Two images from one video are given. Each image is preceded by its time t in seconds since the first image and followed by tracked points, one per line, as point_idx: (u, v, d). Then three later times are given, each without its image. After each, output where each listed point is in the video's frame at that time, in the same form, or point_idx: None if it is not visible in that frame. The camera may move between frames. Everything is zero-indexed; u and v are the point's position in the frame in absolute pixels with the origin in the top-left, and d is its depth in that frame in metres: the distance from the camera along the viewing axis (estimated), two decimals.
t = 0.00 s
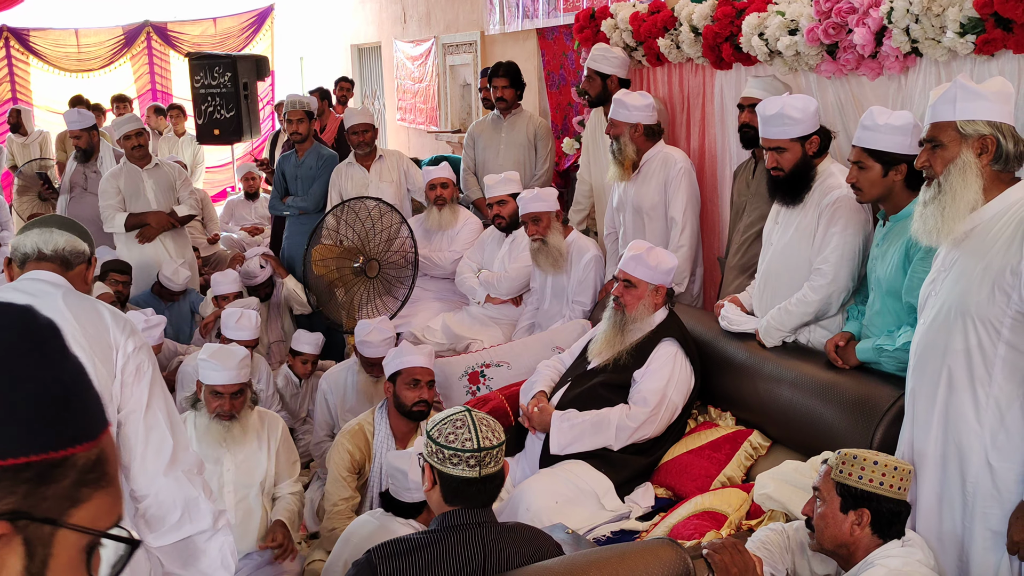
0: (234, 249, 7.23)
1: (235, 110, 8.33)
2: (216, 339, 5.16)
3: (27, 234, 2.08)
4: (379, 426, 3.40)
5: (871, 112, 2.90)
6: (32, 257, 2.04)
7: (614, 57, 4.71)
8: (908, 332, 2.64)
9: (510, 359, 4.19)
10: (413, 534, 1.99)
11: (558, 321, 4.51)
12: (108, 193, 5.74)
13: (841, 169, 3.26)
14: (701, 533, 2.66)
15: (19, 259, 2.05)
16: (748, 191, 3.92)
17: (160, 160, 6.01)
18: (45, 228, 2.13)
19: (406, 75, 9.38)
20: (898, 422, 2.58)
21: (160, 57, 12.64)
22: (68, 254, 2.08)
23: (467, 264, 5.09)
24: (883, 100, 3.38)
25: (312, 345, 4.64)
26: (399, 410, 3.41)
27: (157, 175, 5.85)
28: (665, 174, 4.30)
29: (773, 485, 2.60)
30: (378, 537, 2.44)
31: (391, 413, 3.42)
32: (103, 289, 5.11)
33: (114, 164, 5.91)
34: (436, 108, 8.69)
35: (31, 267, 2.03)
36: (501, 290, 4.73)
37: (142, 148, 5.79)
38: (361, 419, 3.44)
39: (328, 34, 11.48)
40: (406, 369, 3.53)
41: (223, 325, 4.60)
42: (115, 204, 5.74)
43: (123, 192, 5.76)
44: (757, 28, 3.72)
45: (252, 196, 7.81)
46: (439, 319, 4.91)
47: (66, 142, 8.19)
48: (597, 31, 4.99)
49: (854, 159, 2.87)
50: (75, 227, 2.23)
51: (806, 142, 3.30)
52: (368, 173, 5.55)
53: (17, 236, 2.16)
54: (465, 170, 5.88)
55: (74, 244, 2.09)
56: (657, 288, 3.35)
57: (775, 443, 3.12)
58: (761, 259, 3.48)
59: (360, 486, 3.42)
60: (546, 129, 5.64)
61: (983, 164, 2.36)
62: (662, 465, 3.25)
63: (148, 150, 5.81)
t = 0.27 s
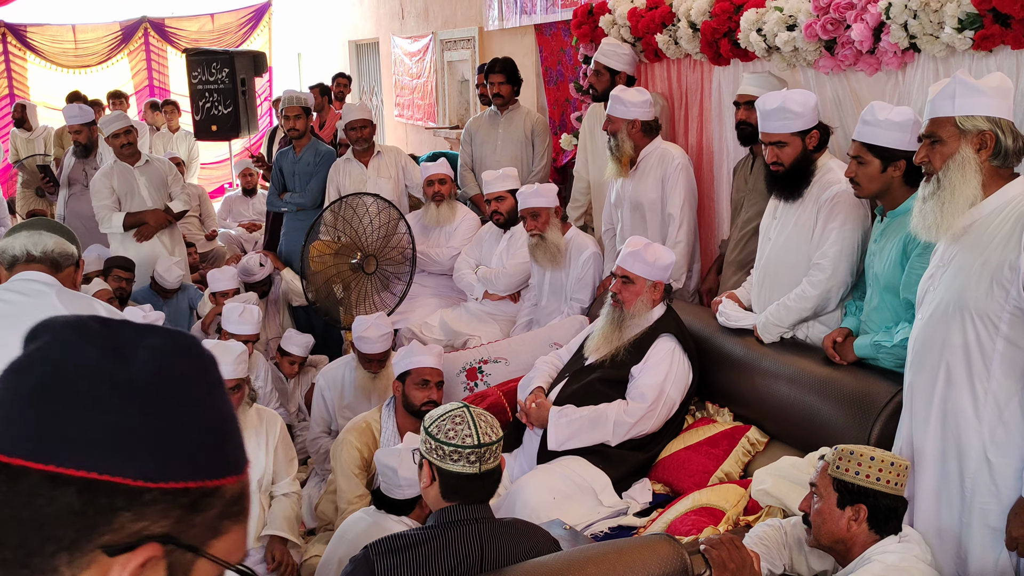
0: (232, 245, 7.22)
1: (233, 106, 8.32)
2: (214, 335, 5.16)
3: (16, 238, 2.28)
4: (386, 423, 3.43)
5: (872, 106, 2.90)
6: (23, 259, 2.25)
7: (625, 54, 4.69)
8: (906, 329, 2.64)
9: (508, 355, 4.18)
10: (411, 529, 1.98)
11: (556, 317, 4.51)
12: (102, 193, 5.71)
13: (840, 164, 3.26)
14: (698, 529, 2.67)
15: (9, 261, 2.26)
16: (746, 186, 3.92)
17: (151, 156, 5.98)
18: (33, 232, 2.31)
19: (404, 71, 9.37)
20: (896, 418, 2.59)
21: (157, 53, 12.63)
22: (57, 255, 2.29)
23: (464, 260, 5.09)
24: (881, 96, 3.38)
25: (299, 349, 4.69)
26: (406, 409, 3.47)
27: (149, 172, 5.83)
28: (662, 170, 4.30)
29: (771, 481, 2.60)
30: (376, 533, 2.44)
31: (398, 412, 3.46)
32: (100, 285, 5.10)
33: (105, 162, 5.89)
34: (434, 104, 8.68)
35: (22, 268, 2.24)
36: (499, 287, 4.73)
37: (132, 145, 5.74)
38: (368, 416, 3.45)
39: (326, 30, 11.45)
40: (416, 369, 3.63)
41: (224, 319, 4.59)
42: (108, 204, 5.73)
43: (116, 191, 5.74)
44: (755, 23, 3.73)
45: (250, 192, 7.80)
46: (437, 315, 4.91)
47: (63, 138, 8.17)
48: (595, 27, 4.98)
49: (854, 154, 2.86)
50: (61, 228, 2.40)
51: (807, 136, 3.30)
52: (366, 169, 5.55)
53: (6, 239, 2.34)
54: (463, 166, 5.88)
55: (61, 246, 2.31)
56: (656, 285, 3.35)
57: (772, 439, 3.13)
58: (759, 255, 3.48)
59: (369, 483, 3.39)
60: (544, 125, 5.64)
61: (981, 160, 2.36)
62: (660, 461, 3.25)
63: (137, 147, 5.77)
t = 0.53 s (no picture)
0: (231, 241, 7.23)
1: (231, 102, 8.30)
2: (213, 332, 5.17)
3: (13, 236, 2.21)
4: (384, 418, 3.41)
5: (871, 102, 2.89)
6: (21, 256, 2.18)
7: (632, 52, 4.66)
8: (905, 324, 2.64)
9: (507, 351, 4.19)
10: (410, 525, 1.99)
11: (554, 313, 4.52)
12: (98, 191, 5.68)
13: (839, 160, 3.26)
14: (696, 525, 2.67)
15: (7, 259, 2.19)
16: (745, 180, 3.91)
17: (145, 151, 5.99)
18: (32, 229, 2.25)
19: (403, 67, 9.36)
20: (895, 414, 2.59)
21: (156, 49, 12.62)
22: (56, 251, 2.23)
23: (463, 256, 5.10)
24: (879, 91, 3.38)
25: (294, 349, 4.73)
26: (403, 403, 3.45)
27: (145, 168, 5.83)
28: (660, 166, 4.30)
29: (769, 476, 2.60)
30: (374, 529, 2.43)
31: (396, 406, 3.45)
32: (98, 281, 5.10)
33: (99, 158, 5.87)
34: (433, 100, 8.67)
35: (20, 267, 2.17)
36: (497, 283, 4.73)
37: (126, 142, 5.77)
38: (365, 410, 3.42)
39: (325, 26, 11.43)
40: (414, 363, 3.63)
41: (227, 314, 4.59)
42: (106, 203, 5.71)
43: (112, 189, 5.72)
44: (753, 19, 3.72)
45: (249, 188, 7.79)
46: (436, 311, 4.91)
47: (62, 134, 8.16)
48: (593, 23, 4.98)
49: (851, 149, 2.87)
50: (61, 226, 2.35)
51: (805, 131, 3.29)
52: (365, 165, 5.55)
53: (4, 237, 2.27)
54: (463, 162, 5.88)
55: (60, 241, 2.25)
56: (654, 280, 3.36)
57: (771, 434, 3.13)
58: (757, 251, 3.48)
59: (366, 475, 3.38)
60: (543, 121, 5.63)
61: (980, 156, 2.36)
62: (659, 456, 3.26)
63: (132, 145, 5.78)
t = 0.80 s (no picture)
0: (229, 238, 7.22)
1: (229, 99, 8.28)
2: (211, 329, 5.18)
3: (15, 246, 2.26)
4: (377, 417, 3.44)
5: (868, 98, 2.89)
6: (22, 266, 2.23)
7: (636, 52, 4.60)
8: (902, 320, 2.64)
9: (505, 347, 4.19)
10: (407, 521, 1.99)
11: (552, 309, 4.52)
12: (96, 190, 5.71)
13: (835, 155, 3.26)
14: (693, 521, 2.67)
15: (9, 269, 2.23)
16: (743, 176, 3.91)
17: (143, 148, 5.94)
18: (34, 239, 2.30)
19: (401, 64, 9.35)
20: (891, 409, 2.59)
21: (154, 47, 12.57)
22: (57, 262, 2.27)
23: (461, 253, 5.10)
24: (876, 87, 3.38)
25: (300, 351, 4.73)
26: (396, 402, 3.46)
27: (142, 167, 5.81)
28: (658, 162, 4.30)
29: (766, 472, 2.61)
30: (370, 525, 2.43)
31: (390, 405, 3.47)
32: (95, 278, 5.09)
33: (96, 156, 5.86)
34: (431, 97, 8.66)
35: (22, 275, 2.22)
36: (496, 279, 4.73)
37: (123, 139, 5.74)
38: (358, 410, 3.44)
39: (322, 23, 11.42)
40: (405, 363, 3.62)
41: (224, 311, 4.58)
42: (105, 198, 5.75)
43: (109, 188, 5.74)
44: (751, 15, 3.72)
45: (247, 185, 7.79)
46: (433, 307, 4.91)
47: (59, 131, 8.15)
48: (591, 20, 4.97)
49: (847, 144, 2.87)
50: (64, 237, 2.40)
51: (799, 127, 3.29)
52: (363, 162, 5.54)
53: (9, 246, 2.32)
54: (462, 158, 5.88)
55: (61, 253, 2.29)
56: (651, 277, 3.36)
57: (768, 430, 3.13)
58: (754, 247, 3.48)
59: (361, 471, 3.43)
60: (542, 117, 5.62)
61: (976, 152, 2.36)
62: (656, 453, 3.26)
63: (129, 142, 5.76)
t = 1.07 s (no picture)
0: (227, 236, 7.23)
1: (227, 97, 8.28)
2: (209, 327, 5.19)
3: (18, 250, 2.27)
4: (369, 415, 3.42)
5: (863, 95, 2.90)
6: (25, 271, 2.24)
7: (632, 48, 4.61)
8: (898, 317, 2.64)
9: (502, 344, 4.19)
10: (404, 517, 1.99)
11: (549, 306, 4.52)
12: (95, 187, 5.73)
13: (830, 153, 3.27)
14: (690, 517, 2.68)
15: (11, 273, 2.24)
16: (740, 173, 3.91)
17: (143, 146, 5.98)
18: (37, 243, 2.31)
19: (399, 61, 9.34)
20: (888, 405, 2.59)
21: (152, 45, 12.56)
22: (59, 266, 2.29)
23: (458, 250, 5.10)
24: (872, 84, 3.39)
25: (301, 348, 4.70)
26: (387, 401, 3.44)
27: (141, 164, 5.82)
28: (654, 159, 4.30)
29: (762, 468, 2.61)
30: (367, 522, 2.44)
31: (381, 402, 3.45)
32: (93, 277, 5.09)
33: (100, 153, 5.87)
34: (429, 94, 8.65)
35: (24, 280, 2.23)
36: (493, 276, 4.74)
37: (123, 138, 5.73)
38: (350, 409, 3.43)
39: (320, 21, 11.40)
40: (393, 361, 3.60)
41: (221, 311, 4.59)
42: (104, 195, 5.77)
43: (108, 185, 5.75)
44: (747, 12, 3.72)
45: (245, 183, 7.78)
46: (431, 305, 4.91)
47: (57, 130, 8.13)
48: (588, 17, 4.97)
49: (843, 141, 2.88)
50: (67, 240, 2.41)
51: (793, 126, 3.30)
52: (360, 159, 5.54)
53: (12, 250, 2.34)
54: (461, 156, 5.88)
55: (64, 258, 2.30)
56: (643, 272, 3.37)
57: (765, 427, 3.14)
58: (750, 244, 3.48)
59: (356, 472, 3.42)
60: (541, 115, 5.61)
61: (972, 148, 2.36)
62: (653, 449, 3.27)
63: (129, 140, 5.77)
